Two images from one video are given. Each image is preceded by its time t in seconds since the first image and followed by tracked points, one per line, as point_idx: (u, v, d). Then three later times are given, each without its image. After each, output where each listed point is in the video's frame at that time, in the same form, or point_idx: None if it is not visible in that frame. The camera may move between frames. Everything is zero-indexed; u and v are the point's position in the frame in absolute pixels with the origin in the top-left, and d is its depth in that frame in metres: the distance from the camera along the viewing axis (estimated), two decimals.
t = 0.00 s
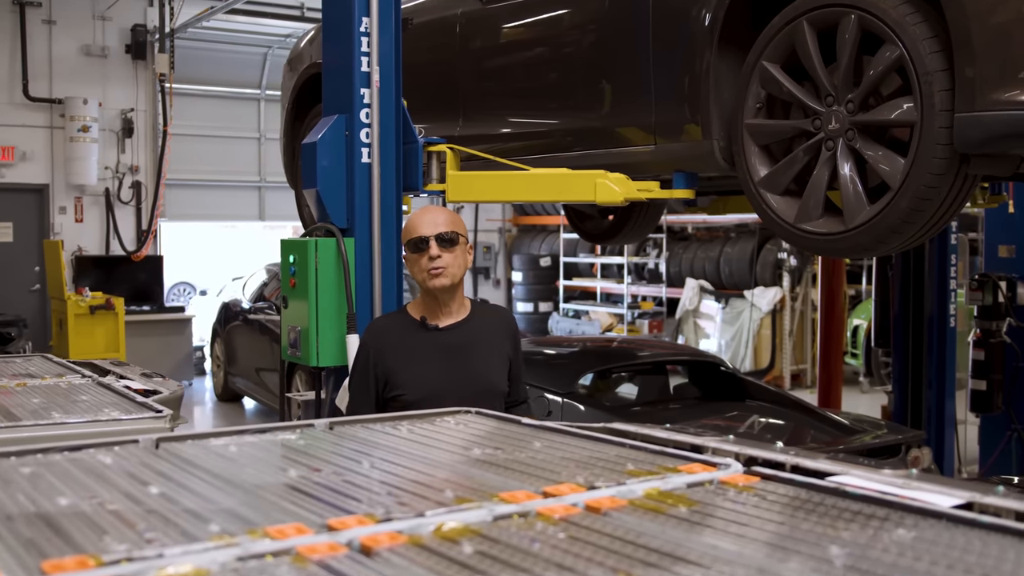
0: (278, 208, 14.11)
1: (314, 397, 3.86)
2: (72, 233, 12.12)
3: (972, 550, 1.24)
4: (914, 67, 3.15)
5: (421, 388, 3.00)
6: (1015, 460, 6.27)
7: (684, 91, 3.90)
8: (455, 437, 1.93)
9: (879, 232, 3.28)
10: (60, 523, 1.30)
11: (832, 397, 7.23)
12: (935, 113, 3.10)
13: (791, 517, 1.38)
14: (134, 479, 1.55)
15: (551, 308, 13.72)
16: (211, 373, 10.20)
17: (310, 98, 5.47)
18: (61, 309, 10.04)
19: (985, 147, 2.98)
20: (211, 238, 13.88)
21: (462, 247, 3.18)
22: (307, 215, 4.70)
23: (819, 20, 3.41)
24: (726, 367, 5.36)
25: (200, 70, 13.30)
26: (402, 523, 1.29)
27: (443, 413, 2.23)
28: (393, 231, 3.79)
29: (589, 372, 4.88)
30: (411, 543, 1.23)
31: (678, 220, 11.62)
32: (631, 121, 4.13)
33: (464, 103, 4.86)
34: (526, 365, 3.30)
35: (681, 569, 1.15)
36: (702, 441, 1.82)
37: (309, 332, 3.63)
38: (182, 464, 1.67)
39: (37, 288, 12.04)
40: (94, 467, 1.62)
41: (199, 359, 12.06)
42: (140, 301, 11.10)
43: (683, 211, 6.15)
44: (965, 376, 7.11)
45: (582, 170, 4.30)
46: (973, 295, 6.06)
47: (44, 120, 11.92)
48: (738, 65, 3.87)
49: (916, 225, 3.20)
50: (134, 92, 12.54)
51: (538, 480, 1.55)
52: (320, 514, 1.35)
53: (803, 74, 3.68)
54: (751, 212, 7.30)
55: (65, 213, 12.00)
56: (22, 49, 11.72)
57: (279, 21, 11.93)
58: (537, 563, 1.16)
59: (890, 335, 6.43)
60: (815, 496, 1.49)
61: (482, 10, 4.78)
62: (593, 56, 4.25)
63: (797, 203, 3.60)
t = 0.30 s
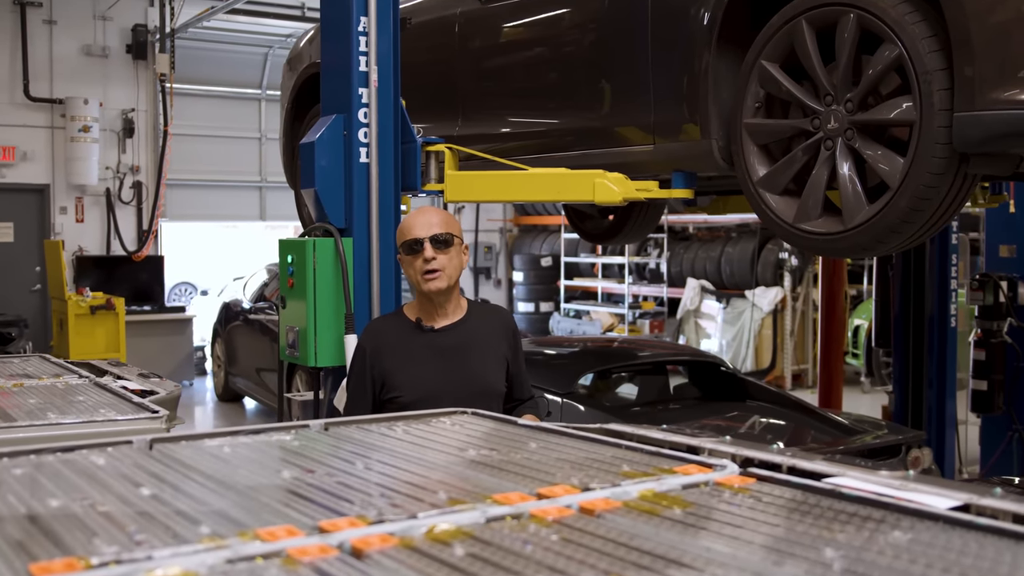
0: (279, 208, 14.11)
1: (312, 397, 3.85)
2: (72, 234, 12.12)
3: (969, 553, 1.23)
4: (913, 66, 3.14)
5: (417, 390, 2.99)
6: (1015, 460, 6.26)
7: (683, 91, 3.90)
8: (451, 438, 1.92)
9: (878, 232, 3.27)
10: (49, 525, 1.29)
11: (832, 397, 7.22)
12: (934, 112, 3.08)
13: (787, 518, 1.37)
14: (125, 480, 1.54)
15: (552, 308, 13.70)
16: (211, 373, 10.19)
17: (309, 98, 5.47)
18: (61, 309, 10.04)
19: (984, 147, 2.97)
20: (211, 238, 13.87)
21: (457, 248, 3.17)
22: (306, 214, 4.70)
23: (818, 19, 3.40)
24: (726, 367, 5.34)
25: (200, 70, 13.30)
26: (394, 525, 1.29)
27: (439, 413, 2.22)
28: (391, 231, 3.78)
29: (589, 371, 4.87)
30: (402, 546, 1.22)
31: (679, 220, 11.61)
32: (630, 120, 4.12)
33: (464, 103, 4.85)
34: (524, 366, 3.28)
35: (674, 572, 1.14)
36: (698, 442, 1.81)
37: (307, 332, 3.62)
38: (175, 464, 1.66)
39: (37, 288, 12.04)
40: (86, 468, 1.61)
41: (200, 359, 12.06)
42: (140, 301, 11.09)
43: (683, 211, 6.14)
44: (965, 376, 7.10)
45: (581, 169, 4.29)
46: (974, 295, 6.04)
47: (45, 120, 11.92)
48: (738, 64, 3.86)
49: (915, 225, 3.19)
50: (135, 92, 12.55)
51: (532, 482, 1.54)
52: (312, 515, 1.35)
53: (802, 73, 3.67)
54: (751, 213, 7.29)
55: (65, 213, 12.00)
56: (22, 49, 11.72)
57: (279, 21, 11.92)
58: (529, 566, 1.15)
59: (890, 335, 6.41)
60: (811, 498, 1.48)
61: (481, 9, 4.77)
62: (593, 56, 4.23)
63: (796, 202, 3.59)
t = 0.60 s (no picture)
0: (279, 208, 14.08)
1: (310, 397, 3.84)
2: (73, 233, 12.11)
3: (964, 555, 1.21)
4: (913, 64, 3.12)
5: (415, 389, 2.98)
6: (1017, 460, 6.23)
7: (681, 89, 3.88)
8: (445, 438, 1.91)
9: (877, 231, 3.25)
10: (36, 526, 1.28)
11: (833, 397, 7.20)
12: (934, 110, 3.07)
13: (783, 520, 1.36)
14: (115, 481, 1.53)
15: (554, 307, 13.70)
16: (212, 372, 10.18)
17: (309, 96, 5.46)
18: (62, 308, 10.04)
19: (984, 145, 2.96)
20: (212, 237, 13.86)
21: (457, 247, 3.15)
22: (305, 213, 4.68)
23: (817, 17, 3.39)
24: (727, 367, 5.32)
25: (202, 69, 13.29)
26: (384, 526, 1.27)
27: (433, 412, 2.21)
28: (390, 230, 3.76)
29: (589, 371, 4.85)
30: (391, 547, 1.21)
31: (681, 219, 11.59)
32: (629, 119, 4.11)
33: (463, 102, 4.83)
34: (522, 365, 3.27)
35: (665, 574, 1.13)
36: (694, 442, 1.79)
37: (304, 331, 3.61)
38: (166, 465, 1.65)
39: (38, 287, 12.04)
40: (76, 468, 1.60)
41: (201, 358, 12.06)
42: (141, 300, 11.09)
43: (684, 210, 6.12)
44: (967, 376, 7.07)
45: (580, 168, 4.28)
46: (975, 294, 6.02)
47: (45, 119, 11.92)
48: (736, 62, 3.85)
49: (914, 224, 3.17)
50: (136, 91, 12.55)
51: (525, 482, 1.53)
52: (301, 516, 1.33)
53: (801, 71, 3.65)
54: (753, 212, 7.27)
55: (66, 212, 11.99)
56: (22, 48, 11.72)
57: (280, 20, 11.91)
58: (519, 568, 1.13)
59: (891, 335, 6.39)
60: (807, 499, 1.46)
61: (481, 7, 4.75)
62: (593, 54, 4.22)
63: (795, 201, 3.57)
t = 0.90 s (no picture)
0: (282, 209, 14.09)
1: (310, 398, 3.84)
2: (76, 234, 12.13)
3: (963, 560, 1.20)
4: (915, 63, 3.10)
5: (415, 390, 2.97)
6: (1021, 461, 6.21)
7: (682, 89, 3.87)
8: (442, 440, 1.90)
9: (879, 232, 3.23)
10: (26, 529, 1.27)
11: (836, 398, 7.18)
12: (935, 110, 3.05)
13: (781, 524, 1.34)
14: (108, 483, 1.52)
15: (557, 308, 13.73)
16: (215, 373, 10.19)
17: (310, 97, 5.46)
18: (65, 309, 10.06)
19: (986, 145, 2.94)
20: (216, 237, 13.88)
21: (464, 251, 3.13)
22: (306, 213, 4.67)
23: (819, 16, 3.37)
24: (729, 368, 5.31)
25: (205, 70, 13.30)
26: (376, 530, 1.27)
27: (431, 414, 2.20)
28: (390, 231, 3.75)
29: (591, 372, 4.83)
30: (383, 552, 1.20)
31: (684, 220, 11.57)
32: (630, 119, 4.10)
33: (465, 102, 4.82)
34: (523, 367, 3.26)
35: None
36: (692, 445, 1.78)
37: (304, 332, 3.60)
38: (161, 467, 1.64)
39: (41, 288, 12.05)
40: (69, 471, 1.59)
41: (204, 359, 12.10)
42: (145, 301, 11.10)
43: (687, 211, 6.10)
44: (971, 377, 7.04)
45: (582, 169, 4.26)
46: (979, 295, 5.99)
47: (49, 120, 11.94)
48: (738, 62, 3.84)
49: (916, 225, 3.15)
50: (139, 92, 12.57)
51: (521, 485, 1.52)
52: (294, 520, 1.32)
53: (802, 71, 3.63)
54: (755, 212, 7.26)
55: (69, 213, 12.01)
56: (26, 49, 11.74)
57: (283, 20, 11.92)
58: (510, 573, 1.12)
59: (894, 335, 6.37)
60: (806, 502, 1.45)
61: (482, 8, 4.74)
62: (595, 54, 4.20)
63: (797, 201, 3.56)
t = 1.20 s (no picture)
0: (287, 208, 14.09)
1: (312, 398, 3.83)
2: (82, 233, 12.15)
3: (962, 564, 1.18)
4: (918, 61, 3.08)
5: (415, 391, 2.95)
6: None
7: (685, 88, 3.85)
8: (440, 440, 1.88)
9: (882, 231, 3.22)
10: (17, 531, 1.27)
11: (841, 399, 7.15)
12: (939, 108, 3.03)
13: (780, 527, 1.33)
14: (102, 484, 1.52)
15: (561, 307, 13.58)
16: (220, 372, 10.19)
17: (313, 96, 5.45)
18: (69, 308, 10.08)
19: (990, 143, 2.92)
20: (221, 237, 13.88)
21: (471, 251, 3.12)
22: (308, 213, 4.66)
23: (822, 14, 3.35)
24: (733, 368, 5.29)
25: (208, 69, 13.31)
26: (370, 532, 1.25)
27: (430, 415, 2.19)
28: (391, 230, 3.74)
29: (594, 372, 4.82)
30: (376, 555, 1.19)
31: (689, 219, 11.55)
32: (633, 118, 4.08)
33: (468, 101, 4.81)
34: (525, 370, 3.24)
35: None
36: (692, 447, 1.76)
37: (305, 332, 3.60)
38: (156, 468, 1.63)
39: (46, 288, 12.07)
40: (62, 472, 1.59)
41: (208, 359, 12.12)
42: (150, 301, 11.10)
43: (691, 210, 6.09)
44: (976, 377, 7.01)
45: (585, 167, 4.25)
46: (984, 294, 5.95)
47: (53, 120, 11.95)
48: (741, 60, 3.82)
49: (920, 224, 3.13)
50: (143, 91, 12.57)
51: (518, 487, 1.50)
52: (286, 523, 1.31)
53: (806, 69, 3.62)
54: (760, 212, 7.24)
55: (74, 212, 12.02)
56: (31, 48, 11.77)
57: (288, 20, 11.95)
58: None
59: (899, 335, 6.34)
60: (806, 505, 1.44)
61: (485, 7, 4.73)
62: (599, 52, 4.18)
63: (800, 200, 3.54)
